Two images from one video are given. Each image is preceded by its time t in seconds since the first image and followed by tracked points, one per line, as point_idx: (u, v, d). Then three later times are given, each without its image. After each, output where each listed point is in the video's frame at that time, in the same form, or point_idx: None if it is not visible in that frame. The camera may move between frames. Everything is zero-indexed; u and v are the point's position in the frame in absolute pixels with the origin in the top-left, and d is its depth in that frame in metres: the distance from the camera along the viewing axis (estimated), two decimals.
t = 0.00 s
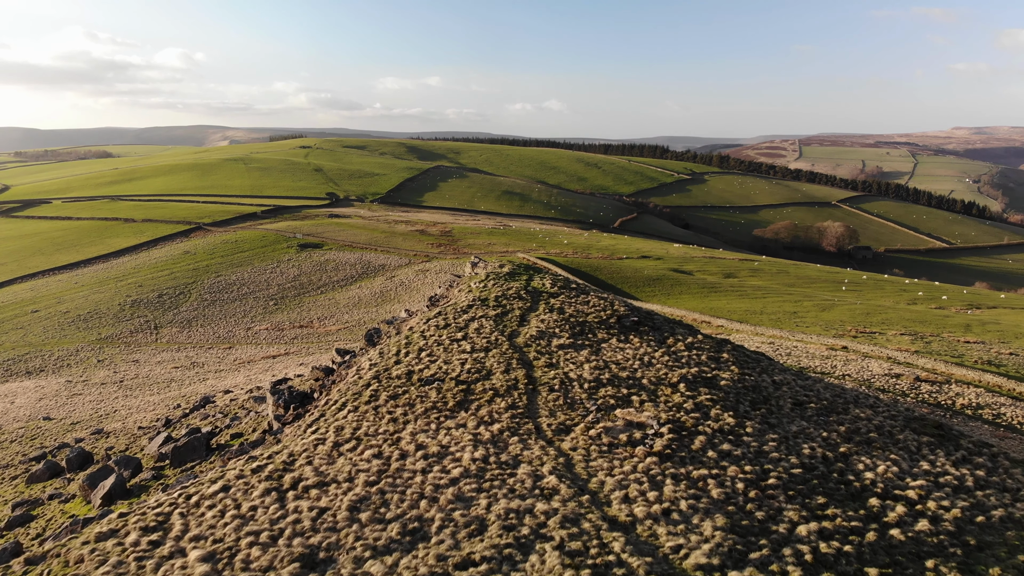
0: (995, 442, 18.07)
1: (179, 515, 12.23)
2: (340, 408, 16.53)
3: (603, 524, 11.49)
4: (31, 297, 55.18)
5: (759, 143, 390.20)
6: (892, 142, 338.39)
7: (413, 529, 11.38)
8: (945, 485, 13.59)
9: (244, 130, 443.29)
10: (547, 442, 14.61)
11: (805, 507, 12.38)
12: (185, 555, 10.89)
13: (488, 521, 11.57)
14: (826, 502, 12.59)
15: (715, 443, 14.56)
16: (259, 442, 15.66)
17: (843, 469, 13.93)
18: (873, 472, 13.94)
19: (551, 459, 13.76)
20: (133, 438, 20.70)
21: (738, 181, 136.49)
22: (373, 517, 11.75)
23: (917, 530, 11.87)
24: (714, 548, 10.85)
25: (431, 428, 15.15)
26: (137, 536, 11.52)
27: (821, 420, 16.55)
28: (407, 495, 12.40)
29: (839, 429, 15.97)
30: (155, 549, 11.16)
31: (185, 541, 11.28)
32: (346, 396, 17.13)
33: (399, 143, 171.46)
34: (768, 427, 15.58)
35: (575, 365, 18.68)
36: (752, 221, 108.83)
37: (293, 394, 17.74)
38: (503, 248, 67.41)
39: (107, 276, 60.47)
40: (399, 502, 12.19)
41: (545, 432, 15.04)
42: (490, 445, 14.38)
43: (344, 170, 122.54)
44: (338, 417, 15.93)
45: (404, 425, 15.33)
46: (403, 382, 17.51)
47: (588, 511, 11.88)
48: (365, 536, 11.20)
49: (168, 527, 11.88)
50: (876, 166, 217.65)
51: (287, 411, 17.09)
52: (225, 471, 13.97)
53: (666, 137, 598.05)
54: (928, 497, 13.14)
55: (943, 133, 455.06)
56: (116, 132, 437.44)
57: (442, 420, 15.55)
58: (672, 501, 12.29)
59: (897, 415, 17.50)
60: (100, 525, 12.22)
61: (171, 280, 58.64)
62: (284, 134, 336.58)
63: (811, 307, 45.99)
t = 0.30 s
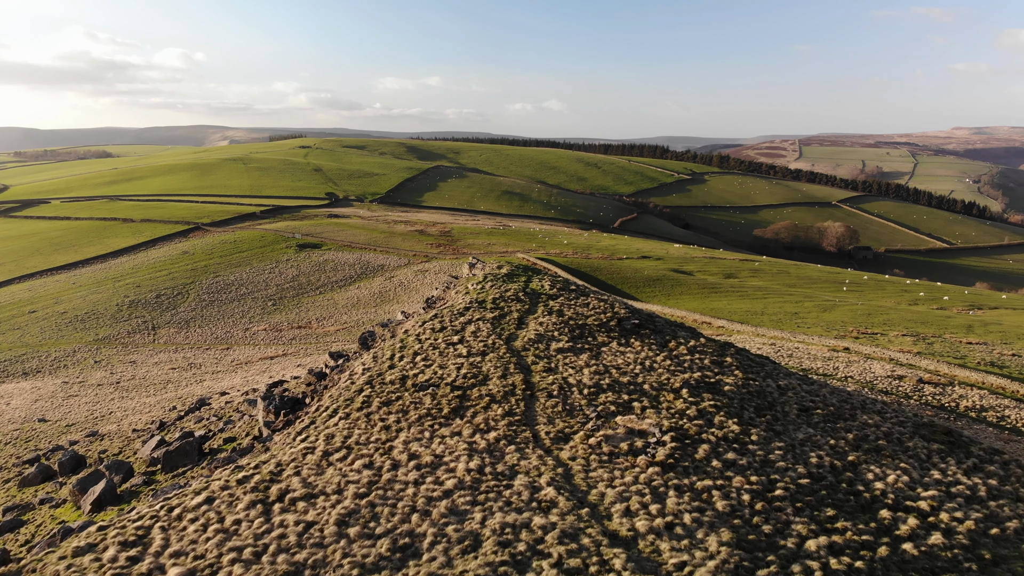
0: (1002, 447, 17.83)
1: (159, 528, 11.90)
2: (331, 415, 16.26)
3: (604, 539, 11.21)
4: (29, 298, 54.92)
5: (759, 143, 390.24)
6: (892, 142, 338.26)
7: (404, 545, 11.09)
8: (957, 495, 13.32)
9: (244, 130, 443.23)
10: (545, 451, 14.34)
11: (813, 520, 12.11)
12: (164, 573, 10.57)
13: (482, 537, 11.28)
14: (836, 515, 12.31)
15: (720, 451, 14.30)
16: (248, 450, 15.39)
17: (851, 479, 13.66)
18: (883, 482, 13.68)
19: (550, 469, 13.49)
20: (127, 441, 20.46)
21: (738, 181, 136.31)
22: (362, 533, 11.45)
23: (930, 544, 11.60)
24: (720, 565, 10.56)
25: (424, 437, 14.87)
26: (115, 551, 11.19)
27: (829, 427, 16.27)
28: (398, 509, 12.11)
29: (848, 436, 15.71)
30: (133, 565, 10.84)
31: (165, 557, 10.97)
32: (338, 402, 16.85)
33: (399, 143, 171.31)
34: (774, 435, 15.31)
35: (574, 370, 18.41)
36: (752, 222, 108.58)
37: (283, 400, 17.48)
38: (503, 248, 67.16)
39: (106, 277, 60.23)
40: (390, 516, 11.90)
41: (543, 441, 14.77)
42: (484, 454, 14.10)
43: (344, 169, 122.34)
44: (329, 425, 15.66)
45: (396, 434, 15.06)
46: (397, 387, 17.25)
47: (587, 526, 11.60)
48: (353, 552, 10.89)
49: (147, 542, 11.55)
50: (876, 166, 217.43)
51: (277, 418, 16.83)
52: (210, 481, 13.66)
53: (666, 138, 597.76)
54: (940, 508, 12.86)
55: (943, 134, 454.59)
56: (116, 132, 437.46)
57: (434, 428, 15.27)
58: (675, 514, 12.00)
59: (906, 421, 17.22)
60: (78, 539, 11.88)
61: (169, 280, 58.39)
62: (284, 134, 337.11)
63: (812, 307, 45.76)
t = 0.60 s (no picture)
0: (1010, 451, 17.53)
1: (140, 543, 11.56)
2: (322, 421, 15.98)
3: (604, 555, 10.90)
4: (27, 298, 54.69)
5: (759, 143, 389.97)
6: (892, 142, 337.75)
7: (394, 561, 10.74)
8: (970, 505, 13.00)
9: (244, 130, 443.17)
10: (543, 460, 14.07)
11: (822, 533, 11.81)
12: None
13: (477, 552, 10.95)
14: (846, 527, 12.01)
15: (724, 460, 14.03)
16: (236, 458, 15.13)
17: (861, 489, 13.38)
18: (894, 491, 13.39)
19: (548, 480, 13.20)
20: (120, 445, 20.19)
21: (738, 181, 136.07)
22: (350, 548, 11.10)
23: (944, 557, 11.28)
24: None
25: (416, 445, 14.59)
26: (92, 568, 10.85)
27: (836, 434, 16.02)
28: (389, 523, 11.78)
29: (856, 443, 15.45)
30: None
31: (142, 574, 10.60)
32: (329, 408, 16.59)
33: (398, 142, 170.89)
34: (779, 442, 15.05)
35: (573, 375, 18.16)
36: (752, 221, 108.31)
37: (274, 405, 17.23)
38: (502, 248, 66.84)
39: (104, 277, 60.02)
40: (380, 530, 11.57)
41: (540, 449, 14.49)
42: (478, 463, 13.81)
43: (343, 169, 122.08)
44: (320, 432, 15.38)
45: (388, 442, 14.78)
46: (390, 393, 16.99)
47: (586, 540, 11.28)
48: (340, 569, 10.54)
49: (127, 557, 11.21)
50: (876, 166, 217.00)
51: (268, 424, 16.60)
52: (194, 492, 13.37)
53: (666, 138, 597.51)
54: (953, 519, 12.55)
55: (943, 134, 454.55)
56: (116, 132, 437.22)
57: (427, 436, 14.99)
58: (679, 527, 11.70)
59: (915, 427, 16.92)
60: (55, 554, 11.54)
61: (168, 280, 58.15)
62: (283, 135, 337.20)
63: (813, 308, 45.44)
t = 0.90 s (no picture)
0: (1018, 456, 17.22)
1: (118, 558, 11.16)
2: (313, 429, 15.66)
3: (604, 571, 10.45)
4: (24, 298, 54.46)
5: (759, 143, 389.77)
6: (893, 142, 337.26)
7: None
8: (984, 515, 12.64)
9: (244, 130, 443.02)
10: (541, 470, 13.70)
11: (832, 547, 11.46)
12: None
13: (470, 568, 10.49)
14: (856, 541, 11.67)
15: (729, 469, 13.71)
16: (223, 466, 14.82)
17: (871, 500, 13.05)
18: (905, 502, 13.05)
19: (546, 491, 12.81)
20: (114, 448, 19.97)
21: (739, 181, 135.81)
22: (337, 565, 10.62)
23: (958, 572, 10.93)
24: None
25: (408, 454, 14.26)
26: None
27: (843, 441, 15.74)
28: (379, 538, 11.32)
29: (865, 451, 15.15)
30: None
31: None
32: (320, 415, 16.28)
33: (398, 142, 170.26)
34: (785, 450, 14.77)
35: (573, 380, 17.88)
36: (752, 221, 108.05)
37: (265, 411, 16.96)
38: (502, 248, 66.58)
39: (102, 277, 59.81)
40: (369, 546, 11.11)
41: (538, 458, 14.16)
42: (473, 474, 13.47)
43: (343, 169, 121.78)
44: (309, 441, 15.05)
45: (380, 451, 14.43)
46: (384, 400, 16.70)
47: (586, 556, 10.84)
48: None
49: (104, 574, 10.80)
50: (876, 166, 216.54)
51: (258, 431, 16.30)
52: (178, 504, 12.96)
53: (666, 138, 597.01)
54: (967, 531, 12.21)
55: (943, 134, 453.87)
56: (115, 132, 437.06)
57: (420, 445, 14.66)
58: (682, 542, 11.33)
59: (923, 433, 16.61)
60: (33, 568, 11.21)
61: (166, 280, 57.94)
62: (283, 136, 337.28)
63: (814, 308, 45.18)
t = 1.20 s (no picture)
0: None
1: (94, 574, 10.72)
2: (302, 437, 15.34)
3: None
4: (22, 299, 54.24)
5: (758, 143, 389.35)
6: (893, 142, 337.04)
7: None
8: (997, 526, 12.36)
9: (244, 130, 442.72)
10: (538, 481, 13.38)
11: (841, 562, 11.17)
12: None
13: None
14: (867, 555, 11.39)
15: (734, 479, 13.44)
16: (209, 475, 14.49)
17: (881, 511, 12.77)
18: (916, 513, 12.79)
19: (542, 503, 12.47)
20: (108, 451, 19.73)
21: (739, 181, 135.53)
22: None
23: None
24: None
25: (400, 464, 13.91)
26: None
27: (851, 448, 15.49)
28: (367, 554, 10.94)
29: (873, 458, 14.91)
30: None
31: None
32: (310, 422, 15.97)
33: (399, 142, 169.19)
34: (791, 458, 14.52)
35: (572, 385, 17.62)
36: (752, 221, 107.81)
37: (255, 417, 16.70)
38: (502, 248, 66.36)
39: (100, 277, 59.57)
40: (357, 563, 10.72)
41: (535, 468, 13.85)
42: (466, 485, 13.12)
43: (342, 169, 121.46)
44: (298, 449, 14.71)
45: (370, 461, 14.08)
46: (376, 406, 16.42)
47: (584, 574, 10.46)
48: None
49: None
50: (876, 165, 216.02)
51: (247, 438, 16.01)
52: (159, 516, 12.52)
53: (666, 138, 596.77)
54: (980, 543, 11.94)
55: (942, 133, 454.20)
56: (116, 132, 436.78)
57: (411, 454, 14.33)
58: (686, 558, 10.98)
59: (933, 439, 16.35)
60: None
61: (164, 281, 57.72)
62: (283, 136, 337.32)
63: (815, 309, 44.95)
